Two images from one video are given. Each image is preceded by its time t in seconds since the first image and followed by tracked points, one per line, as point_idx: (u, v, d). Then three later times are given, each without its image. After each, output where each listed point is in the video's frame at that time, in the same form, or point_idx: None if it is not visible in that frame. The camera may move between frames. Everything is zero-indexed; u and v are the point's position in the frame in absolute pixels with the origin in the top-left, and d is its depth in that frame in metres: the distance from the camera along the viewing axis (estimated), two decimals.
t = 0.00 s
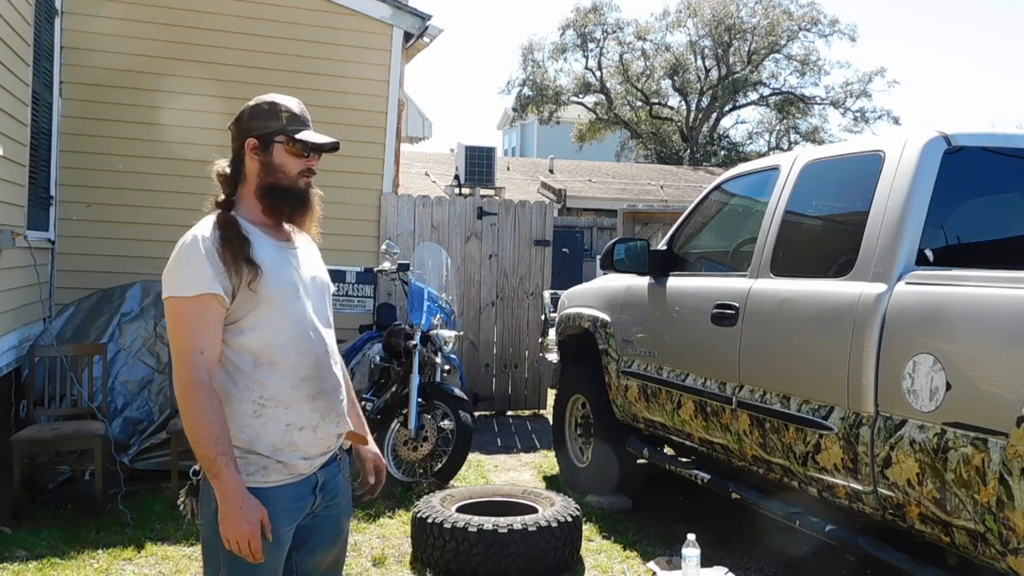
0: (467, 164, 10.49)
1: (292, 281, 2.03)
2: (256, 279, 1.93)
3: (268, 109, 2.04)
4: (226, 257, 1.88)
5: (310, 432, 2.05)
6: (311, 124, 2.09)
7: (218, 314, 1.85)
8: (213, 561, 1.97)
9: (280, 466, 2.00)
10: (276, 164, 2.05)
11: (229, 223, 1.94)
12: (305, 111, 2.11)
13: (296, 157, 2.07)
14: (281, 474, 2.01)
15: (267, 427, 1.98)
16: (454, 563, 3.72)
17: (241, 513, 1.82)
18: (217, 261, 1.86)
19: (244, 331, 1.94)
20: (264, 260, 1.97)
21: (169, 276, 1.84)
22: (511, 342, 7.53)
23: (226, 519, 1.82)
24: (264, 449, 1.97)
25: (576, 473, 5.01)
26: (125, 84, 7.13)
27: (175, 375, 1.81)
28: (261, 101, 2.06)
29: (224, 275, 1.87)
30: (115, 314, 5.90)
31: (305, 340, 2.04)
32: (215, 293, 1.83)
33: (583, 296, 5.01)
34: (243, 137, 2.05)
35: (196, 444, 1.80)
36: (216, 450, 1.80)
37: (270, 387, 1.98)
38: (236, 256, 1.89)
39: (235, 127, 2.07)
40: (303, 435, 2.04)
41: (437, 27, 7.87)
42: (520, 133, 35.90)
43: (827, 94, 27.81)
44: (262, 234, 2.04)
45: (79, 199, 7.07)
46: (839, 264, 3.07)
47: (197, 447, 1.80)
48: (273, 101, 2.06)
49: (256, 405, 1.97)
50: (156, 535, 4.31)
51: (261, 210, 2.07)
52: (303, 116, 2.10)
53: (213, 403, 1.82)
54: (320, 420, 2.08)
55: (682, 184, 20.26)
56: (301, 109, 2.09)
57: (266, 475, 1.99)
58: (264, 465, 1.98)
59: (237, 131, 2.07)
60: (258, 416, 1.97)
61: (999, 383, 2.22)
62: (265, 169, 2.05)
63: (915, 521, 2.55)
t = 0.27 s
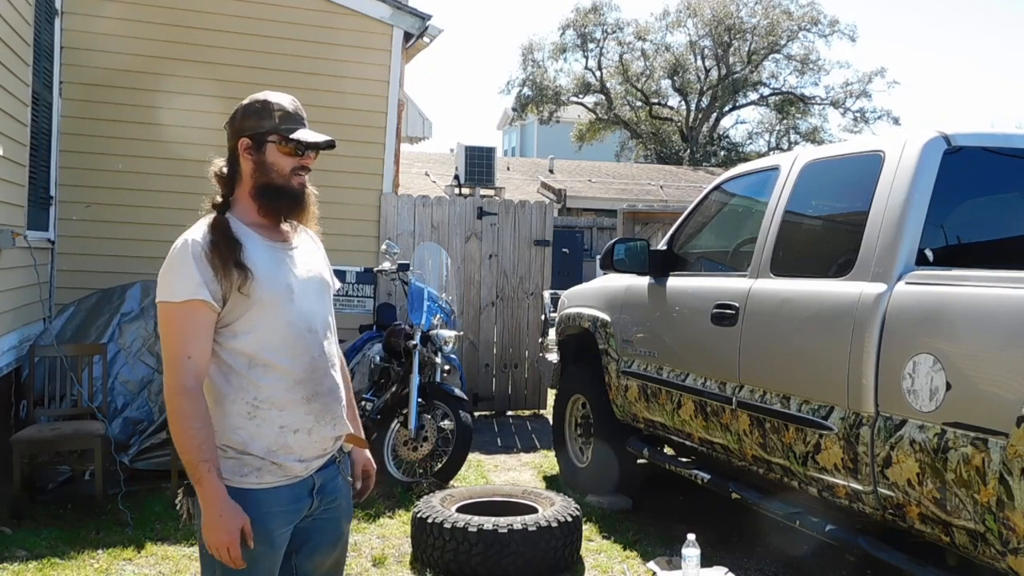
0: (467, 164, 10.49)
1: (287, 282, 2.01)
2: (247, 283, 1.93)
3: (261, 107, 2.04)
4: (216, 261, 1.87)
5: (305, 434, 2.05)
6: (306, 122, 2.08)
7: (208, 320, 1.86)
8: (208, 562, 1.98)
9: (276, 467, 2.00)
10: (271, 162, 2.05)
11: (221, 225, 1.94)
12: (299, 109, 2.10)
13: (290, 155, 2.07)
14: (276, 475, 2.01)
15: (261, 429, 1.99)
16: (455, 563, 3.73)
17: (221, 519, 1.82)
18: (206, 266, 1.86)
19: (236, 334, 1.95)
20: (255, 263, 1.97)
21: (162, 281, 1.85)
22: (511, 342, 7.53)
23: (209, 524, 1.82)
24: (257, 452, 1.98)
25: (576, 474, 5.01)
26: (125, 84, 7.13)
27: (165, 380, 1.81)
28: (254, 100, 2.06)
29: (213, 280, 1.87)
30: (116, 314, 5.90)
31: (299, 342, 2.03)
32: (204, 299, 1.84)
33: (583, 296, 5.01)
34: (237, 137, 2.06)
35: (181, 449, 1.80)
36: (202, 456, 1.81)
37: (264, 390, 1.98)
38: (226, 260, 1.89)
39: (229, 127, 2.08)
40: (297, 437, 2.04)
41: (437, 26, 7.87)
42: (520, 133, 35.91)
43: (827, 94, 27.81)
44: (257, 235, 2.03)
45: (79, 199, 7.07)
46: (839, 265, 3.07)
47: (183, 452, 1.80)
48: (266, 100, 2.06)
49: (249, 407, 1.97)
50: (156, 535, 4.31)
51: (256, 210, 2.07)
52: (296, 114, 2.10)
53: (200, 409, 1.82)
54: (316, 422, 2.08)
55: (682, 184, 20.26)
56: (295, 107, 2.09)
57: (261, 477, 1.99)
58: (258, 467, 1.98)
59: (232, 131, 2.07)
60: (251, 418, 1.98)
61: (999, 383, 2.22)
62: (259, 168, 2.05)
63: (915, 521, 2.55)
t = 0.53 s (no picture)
0: (467, 164, 10.49)
1: (286, 283, 2.01)
2: (244, 284, 1.93)
3: (263, 107, 2.04)
4: (214, 262, 1.87)
5: (304, 434, 2.05)
6: (309, 123, 2.08)
7: (205, 320, 1.86)
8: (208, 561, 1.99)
9: (274, 466, 2.00)
10: (272, 163, 2.05)
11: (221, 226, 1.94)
12: (302, 109, 2.10)
13: (292, 155, 2.07)
14: (274, 474, 2.01)
15: (259, 428, 1.99)
16: (454, 563, 3.73)
17: (194, 521, 1.80)
18: (204, 267, 1.86)
19: (235, 334, 1.95)
20: (254, 264, 1.97)
21: (161, 282, 1.86)
22: (511, 342, 7.53)
23: (180, 526, 1.81)
24: (256, 450, 1.98)
25: (576, 473, 5.00)
26: (125, 84, 7.13)
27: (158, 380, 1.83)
28: (256, 101, 2.06)
29: (212, 280, 1.87)
30: (116, 314, 5.90)
31: (298, 342, 2.03)
32: (200, 300, 1.84)
33: (583, 296, 5.01)
34: (240, 138, 2.06)
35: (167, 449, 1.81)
36: (185, 457, 1.81)
37: (262, 389, 1.99)
38: (224, 261, 1.89)
39: (232, 128, 2.08)
40: (296, 437, 2.04)
41: (437, 26, 7.87)
42: (520, 133, 35.91)
43: (827, 94, 27.80)
44: (258, 235, 2.03)
45: (79, 199, 7.07)
46: (839, 265, 3.07)
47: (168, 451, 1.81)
48: (268, 100, 2.06)
49: (248, 406, 1.98)
50: (157, 535, 4.31)
51: (258, 211, 2.07)
52: (298, 114, 2.10)
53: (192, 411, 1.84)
54: (315, 422, 2.08)
55: (682, 184, 20.25)
56: (297, 108, 2.09)
57: (259, 476, 1.98)
58: (257, 465, 1.98)
59: (235, 132, 2.08)
60: (250, 417, 1.98)
61: (999, 383, 2.22)
62: (262, 168, 2.05)
63: (915, 521, 2.55)
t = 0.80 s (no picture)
0: (467, 164, 10.48)
1: (287, 283, 2.01)
2: (244, 283, 1.93)
3: (268, 109, 2.05)
4: (214, 262, 1.88)
5: (305, 433, 2.05)
6: (313, 126, 2.09)
7: (206, 320, 1.87)
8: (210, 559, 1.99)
9: (275, 464, 2.00)
10: (275, 165, 2.05)
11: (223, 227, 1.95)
12: (306, 113, 2.10)
13: (295, 158, 2.06)
14: (276, 472, 2.00)
15: (260, 427, 1.99)
16: (454, 563, 3.73)
17: (197, 519, 1.80)
18: (204, 267, 1.87)
19: (235, 334, 1.96)
20: (254, 264, 1.97)
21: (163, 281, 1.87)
22: (511, 342, 7.53)
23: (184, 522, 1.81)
24: (257, 448, 1.98)
25: (576, 473, 5.00)
26: (125, 84, 7.13)
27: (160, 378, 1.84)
28: (261, 103, 2.07)
29: (213, 280, 1.88)
30: (115, 314, 5.90)
31: (299, 341, 2.02)
32: (200, 299, 1.85)
33: (583, 296, 5.01)
34: (243, 140, 2.06)
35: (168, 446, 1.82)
36: (186, 454, 1.81)
37: (263, 388, 1.99)
38: (224, 261, 1.89)
39: (237, 130, 2.09)
40: (297, 435, 2.04)
41: (437, 26, 7.87)
42: (520, 133, 35.90)
43: (827, 94, 27.80)
44: (260, 236, 2.03)
45: (79, 199, 7.07)
46: (839, 265, 3.07)
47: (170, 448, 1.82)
48: (272, 102, 2.07)
49: (249, 405, 1.98)
50: (157, 535, 4.31)
51: (260, 212, 2.07)
52: (303, 116, 2.10)
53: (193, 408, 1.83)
54: (316, 421, 2.07)
55: (682, 184, 20.25)
56: (302, 110, 2.09)
57: (260, 474, 1.98)
58: (258, 463, 1.98)
59: (240, 134, 2.08)
60: (251, 416, 1.98)
61: (999, 383, 2.22)
62: (265, 170, 2.06)
63: (915, 521, 2.55)
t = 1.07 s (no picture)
0: (467, 164, 10.48)
1: (289, 282, 2.01)
2: (246, 282, 1.93)
3: (273, 111, 2.04)
4: (217, 261, 1.88)
5: (307, 431, 2.05)
6: (317, 129, 2.08)
7: (210, 319, 1.87)
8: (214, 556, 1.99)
9: (277, 462, 2.00)
10: (278, 167, 2.05)
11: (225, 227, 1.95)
12: (311, 116, 2.10)
13: (298, 160, 2.06)
14: (278, 469, 2.00)
15: (262, 425, 1.99)
16: (454, 563, 3.72)
17: (213, 512, 1.81)
18: (206, 266, 1.87)
19: (238, 333, 1.96)
20: (257, 264, 1.97)
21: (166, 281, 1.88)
22: (511, 342, 7.53)
23: (200, 517, 1.83)
24: (259, 446, 1.98)
25: (576, 473, 5.00)
26: (125, 84, 7.13)
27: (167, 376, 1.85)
28: (266, 104, 2.06)
29: (215, 279, 1.88)
30: (115, 314, 5.90)
31: (301, 341, 2.02)
32: (202, 298, 1.85)
33: (583, 296, 5.01)
34: (247, 141, 2.06)
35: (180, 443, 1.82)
36: (199, 449, 1.82)
37: (265, 386, 1.99)
38: (227, 260, 1.89)
39: (242, 130, 2.09)
40: (298, 434, 2.03)
41: (437, 26, 7.87)
42: (520, 133, 35.91)
43: (827, 94, 27.79)
44: (262, 237, 2.03)
45: (79, 199, 7.07)
46: (839, 265, 3.07)
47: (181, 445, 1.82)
48: (277, 104, 2.06)
49: (251, 403, 1.98)
50: (157, 535, 4.31)
51: (263, 213, 2.06)
52: (307, 119, 2.09)
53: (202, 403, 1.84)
54: (318, 419, 2.07)
55: (682, 184, 20.25)
56: (307, 113, 2.08)
57: (263, 471, 1.98)
58: (261, 460, 1.98)
59: (245, 134, 2.08)
60: (253, 414, 1.99)
61: (999, 383, 2.22)
62: (267, 172, 2.05)
63: (915, 521, 2.55)
